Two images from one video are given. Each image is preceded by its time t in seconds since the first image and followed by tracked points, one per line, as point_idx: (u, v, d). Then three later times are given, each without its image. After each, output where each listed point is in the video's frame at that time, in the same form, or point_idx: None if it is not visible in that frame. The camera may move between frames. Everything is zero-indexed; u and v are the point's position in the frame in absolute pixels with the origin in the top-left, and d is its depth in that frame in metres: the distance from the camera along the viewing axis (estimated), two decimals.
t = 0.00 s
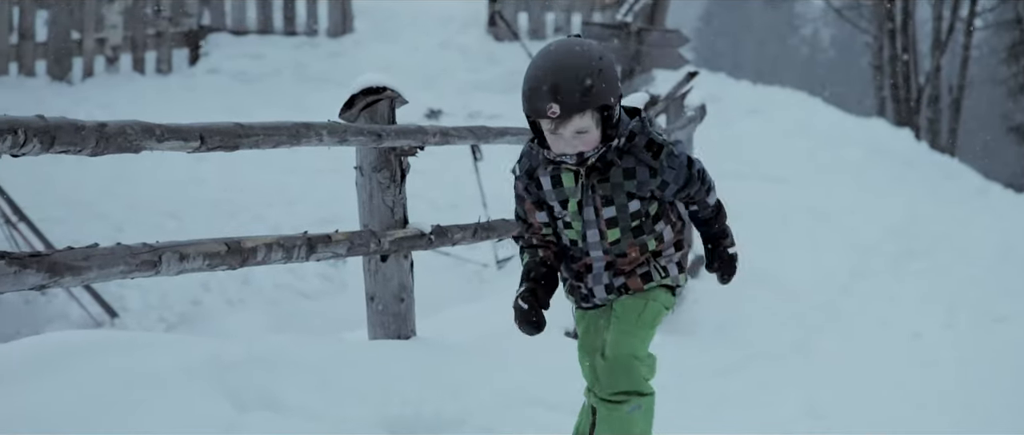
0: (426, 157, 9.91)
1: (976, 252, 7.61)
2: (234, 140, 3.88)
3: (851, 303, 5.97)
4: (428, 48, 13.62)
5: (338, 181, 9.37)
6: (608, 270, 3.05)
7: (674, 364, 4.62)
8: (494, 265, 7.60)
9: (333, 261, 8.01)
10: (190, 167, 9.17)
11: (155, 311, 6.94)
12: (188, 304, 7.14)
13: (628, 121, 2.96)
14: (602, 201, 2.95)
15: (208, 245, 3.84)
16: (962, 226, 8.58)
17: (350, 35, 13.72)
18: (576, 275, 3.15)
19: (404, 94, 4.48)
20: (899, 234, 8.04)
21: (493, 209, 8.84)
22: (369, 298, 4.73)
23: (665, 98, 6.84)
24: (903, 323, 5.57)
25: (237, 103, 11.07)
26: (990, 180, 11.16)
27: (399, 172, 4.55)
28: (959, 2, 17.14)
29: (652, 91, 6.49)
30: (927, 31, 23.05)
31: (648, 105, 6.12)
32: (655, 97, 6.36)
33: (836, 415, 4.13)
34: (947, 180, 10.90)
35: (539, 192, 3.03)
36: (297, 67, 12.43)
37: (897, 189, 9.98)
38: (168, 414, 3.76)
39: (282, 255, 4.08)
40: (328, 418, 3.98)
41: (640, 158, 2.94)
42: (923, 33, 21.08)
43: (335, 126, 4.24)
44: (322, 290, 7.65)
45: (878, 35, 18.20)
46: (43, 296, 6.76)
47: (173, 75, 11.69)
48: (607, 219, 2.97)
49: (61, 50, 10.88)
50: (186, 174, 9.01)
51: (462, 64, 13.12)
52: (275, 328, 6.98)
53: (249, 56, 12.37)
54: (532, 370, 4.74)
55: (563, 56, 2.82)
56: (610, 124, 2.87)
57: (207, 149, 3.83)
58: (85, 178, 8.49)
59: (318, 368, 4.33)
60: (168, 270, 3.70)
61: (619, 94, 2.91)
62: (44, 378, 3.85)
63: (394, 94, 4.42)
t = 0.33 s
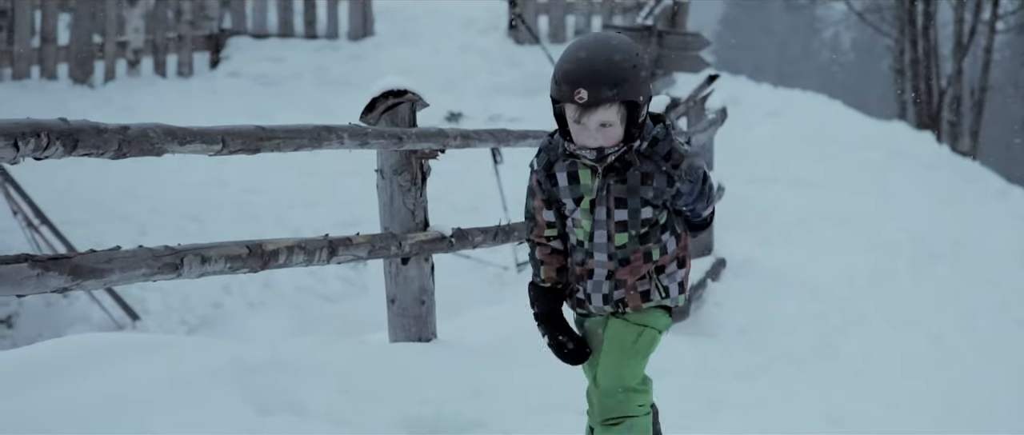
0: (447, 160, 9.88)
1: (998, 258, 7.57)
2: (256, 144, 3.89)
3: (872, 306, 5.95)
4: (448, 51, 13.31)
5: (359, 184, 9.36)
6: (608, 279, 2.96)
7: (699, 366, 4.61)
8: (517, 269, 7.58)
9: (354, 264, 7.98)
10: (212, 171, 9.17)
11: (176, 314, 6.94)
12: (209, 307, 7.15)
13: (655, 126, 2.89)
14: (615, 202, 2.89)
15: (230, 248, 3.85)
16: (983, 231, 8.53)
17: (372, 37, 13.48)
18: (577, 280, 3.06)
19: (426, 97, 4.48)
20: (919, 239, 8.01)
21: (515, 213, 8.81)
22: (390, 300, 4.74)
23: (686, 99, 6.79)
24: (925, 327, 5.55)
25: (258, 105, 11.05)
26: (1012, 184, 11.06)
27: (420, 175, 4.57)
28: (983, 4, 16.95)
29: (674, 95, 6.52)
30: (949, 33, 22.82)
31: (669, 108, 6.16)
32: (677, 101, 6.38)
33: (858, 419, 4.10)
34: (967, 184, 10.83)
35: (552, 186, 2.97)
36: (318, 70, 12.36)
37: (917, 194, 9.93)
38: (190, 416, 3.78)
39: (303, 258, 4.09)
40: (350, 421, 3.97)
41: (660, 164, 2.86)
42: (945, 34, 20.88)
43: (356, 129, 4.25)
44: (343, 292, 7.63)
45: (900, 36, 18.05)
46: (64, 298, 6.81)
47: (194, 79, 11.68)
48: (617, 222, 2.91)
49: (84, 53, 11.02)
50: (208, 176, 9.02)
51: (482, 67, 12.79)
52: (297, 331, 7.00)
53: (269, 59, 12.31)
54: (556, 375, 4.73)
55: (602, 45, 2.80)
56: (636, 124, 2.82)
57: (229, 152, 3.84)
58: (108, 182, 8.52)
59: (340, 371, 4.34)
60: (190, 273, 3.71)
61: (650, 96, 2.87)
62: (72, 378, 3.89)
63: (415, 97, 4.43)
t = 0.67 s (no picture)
0: (469, 162, 9.87)
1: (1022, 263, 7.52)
2: (279, 144, 3.90)
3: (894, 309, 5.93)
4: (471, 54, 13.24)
5: (382, 185, 9.37)
6: (612, 278, 2.99)
7: (724, 369, 4.61)
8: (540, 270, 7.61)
9: (375, 265, 7.97)
10: (234, 171, 9.20)
11: (197, 314, 7.02)
12: (230, 308, 7.19)
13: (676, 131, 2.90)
14: (622, 196, 2.92)
15: (252, 249, 3.85)
16: (1007, 235, 8.47)
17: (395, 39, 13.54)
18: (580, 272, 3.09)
19: (448, 98, 4.48)
20: (939, 241, 8.02)
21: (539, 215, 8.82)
22: (412, 301, 4.74)
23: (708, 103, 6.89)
24: (949, 331, 5.53)
25: (280, 107, 11.07)
26: None
27: (443, 176, 4.58)
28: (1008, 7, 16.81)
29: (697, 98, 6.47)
30: (972, 36, 22.61)
31: (691, 109, 6.26)
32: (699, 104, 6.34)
33: (878, 421, 4.09)
34: (989, 188, 10.76)
35: (562, 168, 3.02)
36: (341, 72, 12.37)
37: (938, 198, 9.88)
38: (198, 416, 3.77)
39: (325, 258, 4.10)
40: (372, 422, 3.97)
41: (674, 168, 2.85)
42: (969, 35, 20.67)
43: (378, 130, 4.25)
44: (364, 293, 7.65)
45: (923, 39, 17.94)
46: (86, 298, 6.91)
47: (217, 79, 11.72)
48: (622, 216, 2.94)
49: (107, 55, 11.00)
50: (230, 176, 9.05)
51: (503, 68, 12.78)
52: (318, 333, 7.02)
53: (291, 60, 12.33)
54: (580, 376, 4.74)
55: (635, 36, 2.84)
56: (658, 120, 2.85)
57: (252, 153, 3.84)
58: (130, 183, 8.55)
59: (362, 372, 4.34)
60: (212, 273, 3.71)
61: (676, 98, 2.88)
62: (94, 377, 3.90)
63: (437, 98, 4.43)
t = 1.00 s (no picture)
0: (488, 164, 9.87)
1: None
2: (298, 147, 3.90)
3: (912, 314, 5.93)
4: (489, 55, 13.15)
5: (400, 188, 9.39)
6: (620, 274, 2.97)
7: (745, 372, 4.60)
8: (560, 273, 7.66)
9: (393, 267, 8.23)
10: (251, 172, 9.28)
11: (216, 317, 7.37)
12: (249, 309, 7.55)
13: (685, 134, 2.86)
14: (625, 194, 2.92)
15: (271, 251, 3.85)
16: None
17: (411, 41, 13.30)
18: (585, 268, 3.08)
19: (467, 101, 4.49)
20: (955, 245, 8.04)
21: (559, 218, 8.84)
22: (430, 303, 4.76)
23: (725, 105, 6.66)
24: (967, 336, 5.52)
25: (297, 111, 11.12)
26: None
27: (460, 179, 4.58)
28: None
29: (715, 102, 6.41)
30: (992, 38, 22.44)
31: (709, 113, 6.21)
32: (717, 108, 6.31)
33: (893, 424, 4.10)
34: (1006, 192, 10.72)
35: (568, 161, 3.02)
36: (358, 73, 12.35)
37: (955, 202, 9.86)
38: (200, 416, 3.76)
39: (344, 261, 4.11)
40: (389, 423, 3.97)
41: (677, 170, 2.82)
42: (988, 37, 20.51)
43: (397, 133, 4.26)
44: (381, 295, 7.93)
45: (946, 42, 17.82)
46: (105, 300, 7.37)
47: (234, 82, 11.77)
48: (628, 214, 2.94)
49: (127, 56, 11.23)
50: (248, 178, 9.14)
51: (520, 71, 12.79)
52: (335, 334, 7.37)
53: (309, 62, 12.32)
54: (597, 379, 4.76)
55: (649, 34, 2.82)
56: (668, 121, 2.84)
57: (270, 156, 3.85)
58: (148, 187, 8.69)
59: (379, 373, 4.35)
60: (231, 276, 3.72)
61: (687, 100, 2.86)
62: (116, 380, 3.91)
63: (456, 101, 4.43)
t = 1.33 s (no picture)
0: (508, 168, 9.86)
1: None
2: (317, 150, 3.90)
3: (933, 319, 5.91)
4: (509, 58, 13.17)
5: (420, 191, 9.39)
6: (623, 283, 2.87)
7: (768, 375, 4.60)
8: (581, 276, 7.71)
9: (411, 270, 8.32)
10: (271, 176, 9.34)
11: (235, 317, 7.53)
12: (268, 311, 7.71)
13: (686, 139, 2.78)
14: (627, 200, 2.83)
15: (291, 254, 3.86)
16: None
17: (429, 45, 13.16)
18: (586, 279, 2.96)
19: (486, 104, 4.49)
20: (977, 250, 7.99)
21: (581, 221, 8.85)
22: (450, 306, 4.78)
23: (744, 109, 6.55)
24: (990, 339, 5.50)
25: (316, 115, 11.16)
26: None
27: (479, 182, 4.59)
28: None
29: (734, 104, 6.23)
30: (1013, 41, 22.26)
31: (729, 116, 6.00)
32: (736, 110, 6.13)
33: (909, 426, 4.11)
34: None
35: (569, 171, 2.93)
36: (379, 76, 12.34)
37: (973, 205, 9.82)
38: (219, 418, 3.78)
39: (363, 264, 4.11)
40: (410, 427, 3.97)
41: (677, 175, 2.72)
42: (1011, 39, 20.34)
43: (417, 137, 4.27)
44: (401, 298, 8.00)
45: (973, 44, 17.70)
46: (123, 304, 7.64)
47: (253, 85, 11.81)
48: (630, 222, 2.84)
49: (146, 59, 11.42)
50: (268, 182, 9.22)
51: (538, 73, 12.78)
52: (355, 335, 7.47)
53: (327, 64, 12.28)
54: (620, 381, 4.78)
55: (645, 33, 2.74)
56: (666, 123, 2.75)
57: (290, 158, 3.85)
58: (169, 192, 8.82)
59: (399, 375, 4.36)
60: (251, 278, 3.73)
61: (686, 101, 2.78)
62: (140, 382, 3.92)
63: (475, 104, 4.44)
